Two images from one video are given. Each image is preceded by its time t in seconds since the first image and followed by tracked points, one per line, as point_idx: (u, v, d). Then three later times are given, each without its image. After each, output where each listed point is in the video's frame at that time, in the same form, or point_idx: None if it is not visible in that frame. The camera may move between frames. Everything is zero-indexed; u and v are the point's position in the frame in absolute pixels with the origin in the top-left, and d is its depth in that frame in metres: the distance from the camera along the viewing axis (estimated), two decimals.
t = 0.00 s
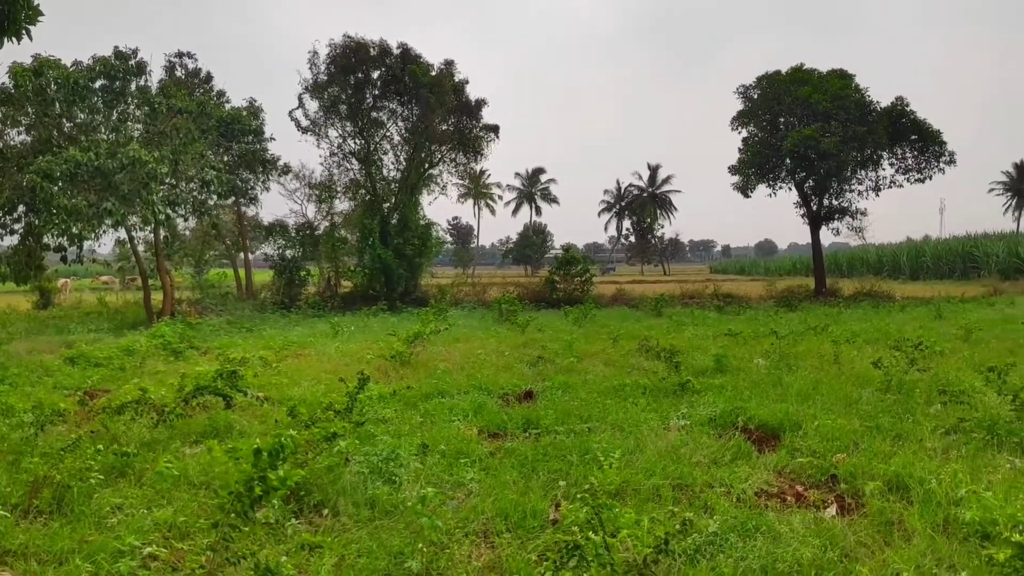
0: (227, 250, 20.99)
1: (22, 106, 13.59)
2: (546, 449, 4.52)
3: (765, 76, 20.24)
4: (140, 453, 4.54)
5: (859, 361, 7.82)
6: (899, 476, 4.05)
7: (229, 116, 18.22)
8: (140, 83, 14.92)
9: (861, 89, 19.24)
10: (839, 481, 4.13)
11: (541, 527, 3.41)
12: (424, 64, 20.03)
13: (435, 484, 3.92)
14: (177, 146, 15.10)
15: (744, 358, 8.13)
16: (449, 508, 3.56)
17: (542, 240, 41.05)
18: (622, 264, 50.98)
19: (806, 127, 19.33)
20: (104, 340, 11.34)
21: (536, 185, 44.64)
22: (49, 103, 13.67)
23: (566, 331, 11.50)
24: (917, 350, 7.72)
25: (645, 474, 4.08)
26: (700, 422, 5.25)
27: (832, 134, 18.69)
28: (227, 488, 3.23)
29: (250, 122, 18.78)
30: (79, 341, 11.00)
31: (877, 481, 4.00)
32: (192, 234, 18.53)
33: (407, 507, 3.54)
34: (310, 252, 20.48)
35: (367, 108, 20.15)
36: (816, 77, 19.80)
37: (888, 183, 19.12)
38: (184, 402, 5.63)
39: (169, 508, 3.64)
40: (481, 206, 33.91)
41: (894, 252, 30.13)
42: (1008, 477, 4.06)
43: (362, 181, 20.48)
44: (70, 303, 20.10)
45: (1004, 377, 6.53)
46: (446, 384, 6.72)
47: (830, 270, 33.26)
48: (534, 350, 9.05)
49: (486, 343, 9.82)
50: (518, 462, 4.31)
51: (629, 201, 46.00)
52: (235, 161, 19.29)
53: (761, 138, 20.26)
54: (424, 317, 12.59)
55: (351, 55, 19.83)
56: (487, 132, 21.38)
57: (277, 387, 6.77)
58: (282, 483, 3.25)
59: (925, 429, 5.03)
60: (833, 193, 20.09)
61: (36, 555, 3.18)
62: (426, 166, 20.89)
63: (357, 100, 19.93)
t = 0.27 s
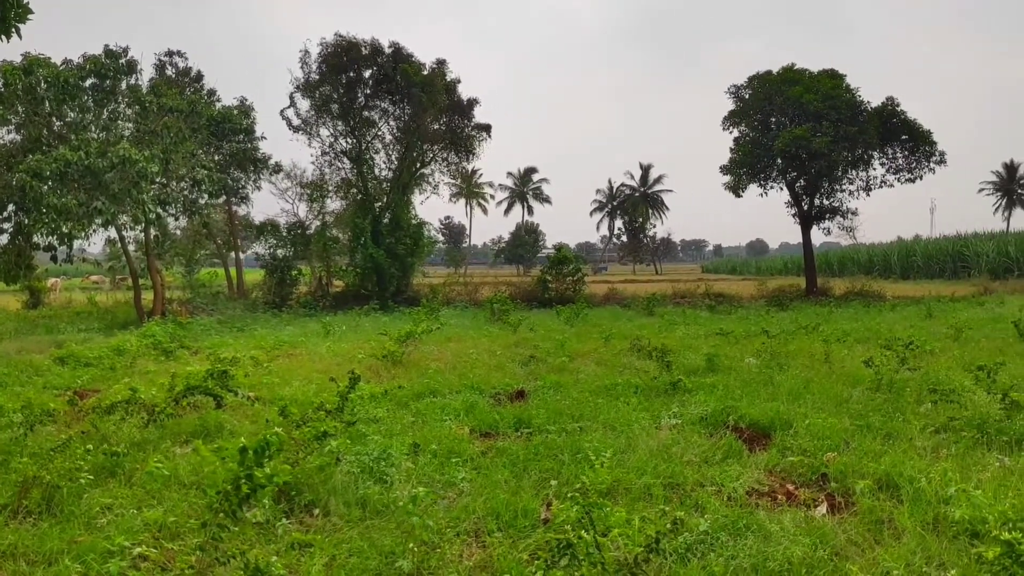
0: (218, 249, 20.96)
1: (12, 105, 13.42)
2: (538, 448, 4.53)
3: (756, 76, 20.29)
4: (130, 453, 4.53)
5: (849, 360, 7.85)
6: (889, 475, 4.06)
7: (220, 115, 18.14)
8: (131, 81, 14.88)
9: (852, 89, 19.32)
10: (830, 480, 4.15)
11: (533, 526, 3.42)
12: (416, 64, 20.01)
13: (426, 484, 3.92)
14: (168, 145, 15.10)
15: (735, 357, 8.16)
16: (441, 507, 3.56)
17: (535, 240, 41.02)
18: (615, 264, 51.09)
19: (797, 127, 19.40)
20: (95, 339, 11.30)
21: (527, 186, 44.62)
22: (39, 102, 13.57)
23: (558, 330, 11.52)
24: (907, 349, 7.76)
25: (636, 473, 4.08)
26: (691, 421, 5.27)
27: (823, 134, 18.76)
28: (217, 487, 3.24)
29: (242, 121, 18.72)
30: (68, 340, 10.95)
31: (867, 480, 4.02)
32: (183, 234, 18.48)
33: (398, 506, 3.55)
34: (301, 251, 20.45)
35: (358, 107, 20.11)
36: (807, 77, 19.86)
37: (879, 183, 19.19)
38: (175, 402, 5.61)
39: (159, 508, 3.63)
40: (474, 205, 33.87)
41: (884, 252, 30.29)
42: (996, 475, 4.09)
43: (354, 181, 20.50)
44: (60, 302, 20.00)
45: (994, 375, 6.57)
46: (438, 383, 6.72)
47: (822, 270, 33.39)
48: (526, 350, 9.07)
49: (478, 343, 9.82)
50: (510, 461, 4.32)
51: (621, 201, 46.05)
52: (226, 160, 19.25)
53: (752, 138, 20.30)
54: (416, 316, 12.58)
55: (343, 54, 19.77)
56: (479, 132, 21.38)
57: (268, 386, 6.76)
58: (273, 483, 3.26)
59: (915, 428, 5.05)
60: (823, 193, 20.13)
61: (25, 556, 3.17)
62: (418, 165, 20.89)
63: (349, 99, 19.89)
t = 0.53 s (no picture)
0: (212, 249, 20.97)
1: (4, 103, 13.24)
2: (533, 448, 4.53)
3: (750, 76, 20.33)
4: (124, 454, 4.52)
5: (843, 360, 7.87)
6: (883, 475, 4.07)
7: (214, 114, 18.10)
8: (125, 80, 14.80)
9: (846, 89, 19.36)
10: (824, 479, 4.16)
11: (527, 526, 3.43)
12: (410, 63, 20.00)
13: (420, 484, 3.92)
14: (162, 145, 15.10)
15: (729, 357, 8.17)
16: (435, 508, 3.56)
17: (530, 240, 41.00)
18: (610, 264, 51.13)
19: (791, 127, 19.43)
20: (88, 339, 11.26)
21: (522, 185, 44.62)
22: (32, 101, 13.45)
23: (553, 330, 11.51)
24: (900, 349, 7.77)
25: (631, 473, 4.09)
26: (685, 420, 5.28)
27: (817, 134, 18.80)
28: (211, 487, 3.25)
29: (236, 121, 18.69)
30: (61, 340, 10.91)
31: (861, 479, 4.03)
32: (177, 234, 18.48)
33: (392, 506, 3.55)
34: (295, 251, 20.46)
35: (353, 106, 20.09)
36: (801, 77, 19.91)
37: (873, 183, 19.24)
38: (169, 402, 5.59)
39: (152, 509, 3.63)
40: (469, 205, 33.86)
41: (878, 252, 30.37)
42: (989, 474, 4.11)
43: (348, 180, 20.49)
44: (54, 302, 19.95)
45: (986, 374, 6.59)
46: (432, 383, 6.72)
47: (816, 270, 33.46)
48: (521, 349, 9.06)
49: (473, 343, 9.82)
50: (504, 460, 4.32)
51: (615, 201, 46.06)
52: (220, 159, 19.23)
53: (747, 138, 20.34)
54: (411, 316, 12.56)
55: (337, 53, 19.72)
56: (474, 131, 21.39)
57: (262, 386, 6.75)
58: (266, 483, 3.27)
59: (909, 427, 5.07)
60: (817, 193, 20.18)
61: (18, 557, 3.17)
62: (413, 165, 20.89)
63: (343, 98, 19.87)
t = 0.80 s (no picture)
0: (209, 249, 20.96)
1: None
2: (530, 448, 4.53)
3: (747, 76, 20.35)
4: (120, 454, 4.52)
5: (840, 360, 7.87)
6: (879, 474, 4.08)
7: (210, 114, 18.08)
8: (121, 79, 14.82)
9: (843, 89, 19.37)
10: (820, 479, 4.17)
11: (523, 526, 3.43)
12: (407, 63, 19.99)
13: (417, 484, 3.92)
14: (158, 145, 15.09)
15: (726, 356, 8.18)
16: (432, 507, 3.56)
17: (527, 240, 41.03)
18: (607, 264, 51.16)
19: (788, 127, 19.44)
20: (84, 339, 11.24)
21: (519, 185, 44.63)
22: (28, 101, 13.37)
23: (551, 330, 11.51)
24: (897, 349, 7.77)
25: (627, 473, 4.09)
26: (682, 420, 5.28)
27: (814, 134, 18.83)
28: (208, 488, 3.25)
29: (232, 120, 18.67)
30: (57, 341, 10.88)
31: (857, 479, 4.04)
32: (173, 234, 18.46)
33: (389, 506, 3.56)
34: (292, 251, 20.44)
35: (350, 106, 20.07)
36: (797, 77, 19.93)
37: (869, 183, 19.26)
38: (165, 402, 5.59)
39: (148, 509, 3.62)
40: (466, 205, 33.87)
41: (875, 251, 30.41)
42: (985, 474, 4.11)
43: (345, 180, 20.48)
44: (51, 302, 19.91)
45: (983, 374, 6.59)
46: (429, 383, 6.72)
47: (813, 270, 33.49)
48: (518, 349, 9.06)
49: (470, 343, 9.83)
50: (501, 460, 4.32)
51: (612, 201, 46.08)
52: (216, 159, 19.22)
53: (743, 138, 20.35)
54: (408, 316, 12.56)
55: (334, 52, 19.70)
56: (471, 131, 21.39)
57: (258, 386, 6.75)
58: (263, 483, 3.28)
59: (905, 427, 5.07)
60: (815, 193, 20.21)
61: (14, 557, 3.17)
62: (410, 164, 20.89)
63: (340, 98, 19.86)
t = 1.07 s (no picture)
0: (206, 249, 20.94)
1: None
2: (528, 448, 4.53)
3: (744, 76, 20.37)
4: (118, 454, 4.52)
5: (837, 360, 7.88)
6: (876, 474, 4.09)
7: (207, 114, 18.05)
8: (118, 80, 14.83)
9: (840, 89, 19.39)
10: (818, 479, 4.18)
11: (521, 525, 3.44)
12: (405, 63, 19.98)
13: (415, 484, 3.92)
14: (155, 145, 15.04)
15: (724, 356, 8.18)
16: (430, 507, 3.57)
17: (525, 240, 41.05)
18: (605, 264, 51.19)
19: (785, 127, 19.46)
20: (82, 340, 11.23)
21: (516, 185, 44.63)
22: (25, 101, 13.45)
23: (548, 330, 11.52)
24: (894, 349, 7.78)
25: (625, 472, 4.09)
26: (680, 420, 5.29)
27: (811, 134, 18.84)
28: (206, 488, 3.26)
29: (229, 121, 18.65)
30: (54, 341, 10.86)
31: (854, 478, 4.05)
32: (171, 234, 18.45)
33: (386, 506, 3.56)
34: (290, 251, 20.42)
35: (347, 106, 20.05)
36: (795, 77, 19.95)
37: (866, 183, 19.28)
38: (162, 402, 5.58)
39: (146, 509, 3.62)
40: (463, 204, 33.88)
41: (872, 251, 30.46)
42: (981, 474, 4.12)
43: (343, 180, 20.46)
44: (48, 302, 19.87)
45: (979, 374, 6.61)
46: (427, 383, 6.72)
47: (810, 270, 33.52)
48: (515, 349, 9.06)
49: (467, 342, 9.83)
50: (499, 460, 4.33)
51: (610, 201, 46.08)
52: (214, 159, 19.20)
53: (741, 138, 20.37)
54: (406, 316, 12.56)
55: (332, 52, 19.67)
56: (468, 131, 21.38)
57: (256, 386, 6.75)
58: (261, 483, 3.28)
59: (902, 427, 5.08)
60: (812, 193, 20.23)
61: (12, 557, 3.16)
62: (407, 164, 20.88)
63: (338, 98, 19.84)
